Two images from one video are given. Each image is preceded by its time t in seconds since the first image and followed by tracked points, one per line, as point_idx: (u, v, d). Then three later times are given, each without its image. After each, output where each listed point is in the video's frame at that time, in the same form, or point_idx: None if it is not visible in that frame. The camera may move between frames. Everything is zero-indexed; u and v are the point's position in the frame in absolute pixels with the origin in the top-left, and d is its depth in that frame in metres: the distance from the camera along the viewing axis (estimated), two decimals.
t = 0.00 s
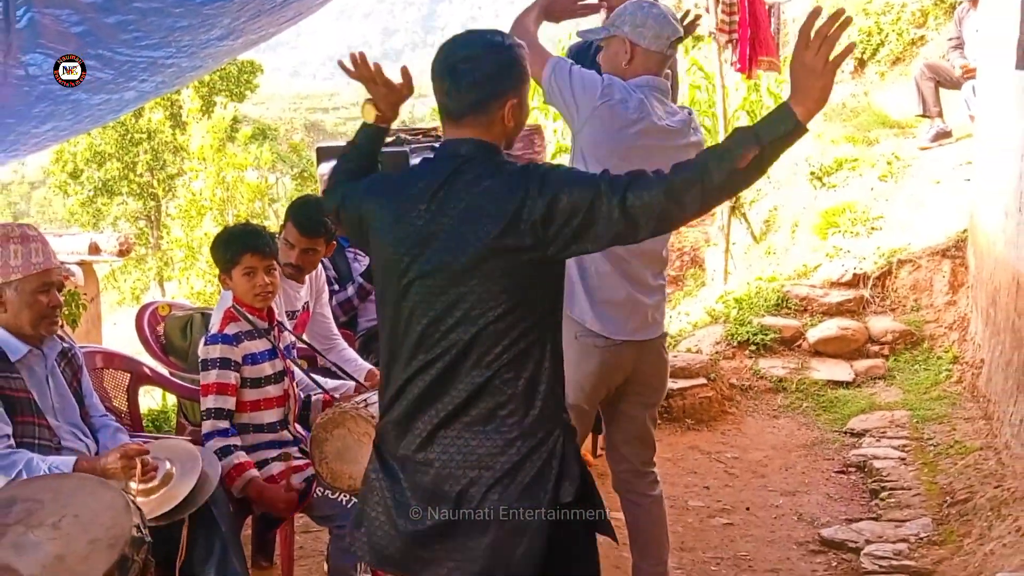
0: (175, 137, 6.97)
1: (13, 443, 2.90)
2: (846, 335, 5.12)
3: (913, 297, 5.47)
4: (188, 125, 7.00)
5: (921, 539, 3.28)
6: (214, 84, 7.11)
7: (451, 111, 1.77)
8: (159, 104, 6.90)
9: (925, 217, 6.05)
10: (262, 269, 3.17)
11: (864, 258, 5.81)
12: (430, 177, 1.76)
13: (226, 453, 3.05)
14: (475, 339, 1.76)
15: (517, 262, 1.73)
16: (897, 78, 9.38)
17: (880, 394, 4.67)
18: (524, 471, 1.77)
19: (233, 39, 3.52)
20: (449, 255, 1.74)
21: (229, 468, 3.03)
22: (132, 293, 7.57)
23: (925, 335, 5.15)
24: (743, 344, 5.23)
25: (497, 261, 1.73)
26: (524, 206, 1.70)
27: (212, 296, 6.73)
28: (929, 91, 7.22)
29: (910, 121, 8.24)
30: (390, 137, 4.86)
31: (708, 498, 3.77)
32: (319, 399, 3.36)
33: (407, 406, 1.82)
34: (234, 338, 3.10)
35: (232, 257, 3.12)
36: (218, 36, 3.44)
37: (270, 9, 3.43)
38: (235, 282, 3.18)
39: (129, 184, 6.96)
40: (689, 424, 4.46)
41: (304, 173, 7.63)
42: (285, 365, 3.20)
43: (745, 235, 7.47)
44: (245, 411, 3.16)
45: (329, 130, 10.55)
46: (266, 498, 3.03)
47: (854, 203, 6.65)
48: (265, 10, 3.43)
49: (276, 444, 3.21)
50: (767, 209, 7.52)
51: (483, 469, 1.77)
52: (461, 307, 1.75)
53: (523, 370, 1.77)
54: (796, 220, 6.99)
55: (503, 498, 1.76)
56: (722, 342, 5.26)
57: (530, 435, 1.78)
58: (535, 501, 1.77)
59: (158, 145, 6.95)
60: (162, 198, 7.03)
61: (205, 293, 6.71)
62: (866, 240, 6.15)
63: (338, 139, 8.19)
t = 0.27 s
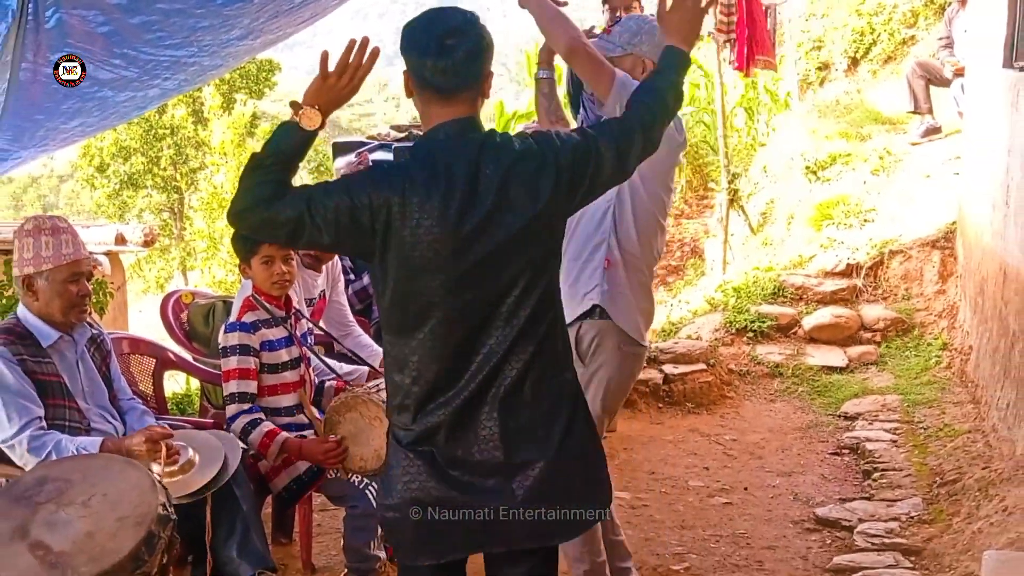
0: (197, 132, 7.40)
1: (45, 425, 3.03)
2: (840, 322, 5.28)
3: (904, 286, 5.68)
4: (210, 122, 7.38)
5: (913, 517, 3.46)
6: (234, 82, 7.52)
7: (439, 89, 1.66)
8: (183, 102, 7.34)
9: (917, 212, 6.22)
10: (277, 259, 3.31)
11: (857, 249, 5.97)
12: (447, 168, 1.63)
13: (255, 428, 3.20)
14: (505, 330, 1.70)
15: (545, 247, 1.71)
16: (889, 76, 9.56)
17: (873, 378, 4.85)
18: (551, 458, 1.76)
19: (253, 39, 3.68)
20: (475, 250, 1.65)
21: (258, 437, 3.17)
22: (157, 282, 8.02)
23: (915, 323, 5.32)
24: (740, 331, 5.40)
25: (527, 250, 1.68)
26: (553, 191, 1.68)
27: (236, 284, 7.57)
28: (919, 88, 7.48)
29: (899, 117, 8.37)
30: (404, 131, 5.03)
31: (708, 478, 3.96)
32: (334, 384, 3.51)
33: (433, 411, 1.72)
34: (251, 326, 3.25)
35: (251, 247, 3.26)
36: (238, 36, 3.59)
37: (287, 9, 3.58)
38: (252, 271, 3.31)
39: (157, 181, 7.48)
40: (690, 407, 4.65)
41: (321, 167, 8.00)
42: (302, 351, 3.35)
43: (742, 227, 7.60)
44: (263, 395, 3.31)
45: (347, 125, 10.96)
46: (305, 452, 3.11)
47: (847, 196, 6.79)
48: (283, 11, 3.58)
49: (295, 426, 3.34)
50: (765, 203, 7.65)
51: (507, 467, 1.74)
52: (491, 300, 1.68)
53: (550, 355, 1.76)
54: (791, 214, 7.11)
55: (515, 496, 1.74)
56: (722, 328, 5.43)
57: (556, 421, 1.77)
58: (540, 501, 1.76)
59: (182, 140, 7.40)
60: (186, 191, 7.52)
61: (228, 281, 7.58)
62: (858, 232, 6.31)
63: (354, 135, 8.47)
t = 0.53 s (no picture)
0: (218, 133, 7.60)
1: (73, 412, 3.17)
2: (833, 315, 5.45)
3: (895, 280, 5.87)
4: (229, 123, 7.66)
5: (901, 502, 3.66)
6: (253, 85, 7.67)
7: (458, 124, 1.83)
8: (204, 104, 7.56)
9: (909, 210, 6.43)
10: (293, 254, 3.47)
11: (849, 245, 6.14)
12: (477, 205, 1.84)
13: (269, 418, 3.37)
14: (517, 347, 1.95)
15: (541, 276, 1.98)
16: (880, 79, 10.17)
17: (865, 368, 5.04)
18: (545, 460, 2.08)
19: (271, 45, 3.93)
20: (500, 278, 1.88)
21: (267, 430, 3.35)
22: (178, 276, 8.28)
23: (905, 316, 5.52)
24: (738, 324, 5.56)
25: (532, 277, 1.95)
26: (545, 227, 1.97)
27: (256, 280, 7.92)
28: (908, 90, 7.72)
29: (887, 118, 8.78)
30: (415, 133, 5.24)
31: (706, 464, 4.13)
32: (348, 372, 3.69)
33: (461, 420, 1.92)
34: (268, 315, 3.41)
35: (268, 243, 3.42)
36: (257, 41, 3.84)
37: (303, 17, 3.79)
38: (269, 266, 3.47)
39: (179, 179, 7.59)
40: (688, 396, 4.80)
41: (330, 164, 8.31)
42: (317, 341, 3.52)
43: (738, 223, 7.74)
44: (280, 382, 3.48)
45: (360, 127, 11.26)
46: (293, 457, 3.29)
47: (840, 194, 6.95)
48: (299, 18, 3.79)
49: (311, 414, 3.52)
50: (760, 200, 7.79)
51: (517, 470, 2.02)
52: (509, 321, 1.92)
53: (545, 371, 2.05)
54: (786, 211, 7.25)
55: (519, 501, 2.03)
56: (720, 321, 5.58)
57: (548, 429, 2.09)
58: (536, 502, 2.07)
59: (203, 141, 7.56)
60: (207, 189, 7.67)
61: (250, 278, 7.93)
62: (851, 229, 6.46)
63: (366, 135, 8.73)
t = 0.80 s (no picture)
0: (240, 138, 8.85)
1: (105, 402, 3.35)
2: (825, 310, 5.64)
3: (884, 277, 6.08)
4: (250, 128, 8.84)
5: (890, 488, 3.86)
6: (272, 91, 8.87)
7: (491, 92, 1.80)
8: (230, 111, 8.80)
9: (898, 211, 6.65)
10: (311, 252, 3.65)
11: (840, 243, 6.35)
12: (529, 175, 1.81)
13: (286, 409, 3.53)
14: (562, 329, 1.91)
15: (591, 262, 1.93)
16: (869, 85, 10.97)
17: (856, 361, 5.23)
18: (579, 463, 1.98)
19: (291, 52, 4.16)
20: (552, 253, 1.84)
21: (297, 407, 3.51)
22: (204, 273, 9.41)
23: (895, 311, 5.73)
24: (734, 318, 5.76)
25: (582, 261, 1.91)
26: (598, 209, 1.94)
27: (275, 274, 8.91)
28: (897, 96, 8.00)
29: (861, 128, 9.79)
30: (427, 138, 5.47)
31: (704, 452, 4.32)
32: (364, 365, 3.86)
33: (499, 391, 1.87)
34: (289, 310, 3.58)
35: (288, 242, 3.60)
36: (277, 49, 4.08)
37: (322, 26, 4.02)
38: (289, 265, 3.65)
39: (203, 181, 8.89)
40: (688, 387, 4.98)
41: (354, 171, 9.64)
42: (334, 336, 3.70)
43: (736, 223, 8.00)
44: (299, 374, 3.66)
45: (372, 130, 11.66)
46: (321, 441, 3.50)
47: (832, 196, 7.22)
48: (318, 27, 4.02)
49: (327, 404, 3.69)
50: (757, 201, 8.04)
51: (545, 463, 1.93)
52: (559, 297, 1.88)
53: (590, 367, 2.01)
54: (781, 211, 7.48)
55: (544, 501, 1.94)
56: (717, 316, 5.79)
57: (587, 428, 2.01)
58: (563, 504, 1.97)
59: (226, 145, 8.83)
60: (230, 191, 8.97)
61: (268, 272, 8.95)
62: (842, 228, 6.68)
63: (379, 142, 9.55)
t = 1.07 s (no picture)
0: (256, 138, 9.38)
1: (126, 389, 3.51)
2: (815, 303, 5.86)
3: (871, 272, 6.26)
4: (267, 129, 9.43)
5: (876, 473, 4.05)
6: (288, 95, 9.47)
7: (512, 133, 1.90)
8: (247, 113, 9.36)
9: (885, 207, 6.84)
10: (326, 247, 3.81)
11: (829, 240, 6.56)
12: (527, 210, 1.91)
13: (299, 395, 3.71)
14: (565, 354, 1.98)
15: (597, 291, 1.98)
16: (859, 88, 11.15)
17: (844, 352, 5.43)
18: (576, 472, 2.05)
19: (306, 56, 4.41)
20: (546, 281, 1.91)
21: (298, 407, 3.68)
22: (221, 266, 9.99)
23: (883, 304, 5.93)
24: (728, 311, 6.00)
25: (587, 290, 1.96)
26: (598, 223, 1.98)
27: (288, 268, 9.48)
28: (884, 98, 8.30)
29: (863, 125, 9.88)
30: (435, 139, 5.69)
31: (698, 439, 4.51)
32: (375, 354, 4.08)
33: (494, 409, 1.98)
34: (304, 301, 3.76)
35: (305, 237, 3.76)
36: (292, 53, 4.32)
37: (334, 30, 4.26)
38: (303, 258, 3.81)
39: (222, 180, 9.34)
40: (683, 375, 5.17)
41: (364, 168, 10.06)
42: (346, 325, 3.88)
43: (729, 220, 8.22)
44: (314, 361, 3.85)
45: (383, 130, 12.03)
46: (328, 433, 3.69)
47: (822, 194, 7.41)
48: (331, 31, 4.26)
49: (342, 391, 3.89)
50: (749, 200, 8.24)
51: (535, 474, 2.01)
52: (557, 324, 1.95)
53: (600, 389, 2.06)
54: (773, 209, 7.68)
55: (535, 508, 2.02)
56: (712, 309, 5.99)
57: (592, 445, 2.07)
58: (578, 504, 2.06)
59: (243, 145, 9.36)
60: (246, 188, 9.43)
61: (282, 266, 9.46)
62: (833, 224, 6.87)
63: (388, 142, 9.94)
